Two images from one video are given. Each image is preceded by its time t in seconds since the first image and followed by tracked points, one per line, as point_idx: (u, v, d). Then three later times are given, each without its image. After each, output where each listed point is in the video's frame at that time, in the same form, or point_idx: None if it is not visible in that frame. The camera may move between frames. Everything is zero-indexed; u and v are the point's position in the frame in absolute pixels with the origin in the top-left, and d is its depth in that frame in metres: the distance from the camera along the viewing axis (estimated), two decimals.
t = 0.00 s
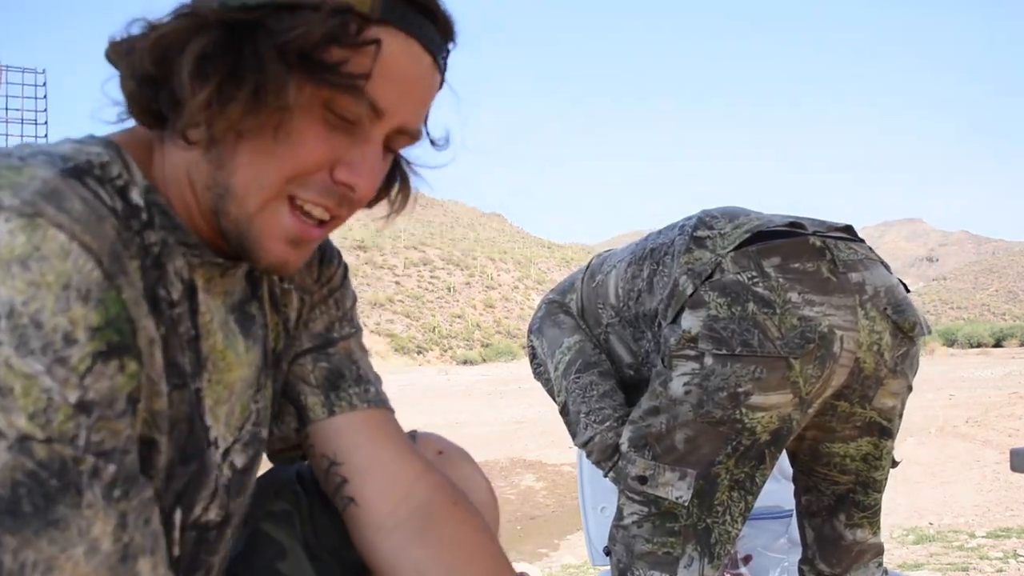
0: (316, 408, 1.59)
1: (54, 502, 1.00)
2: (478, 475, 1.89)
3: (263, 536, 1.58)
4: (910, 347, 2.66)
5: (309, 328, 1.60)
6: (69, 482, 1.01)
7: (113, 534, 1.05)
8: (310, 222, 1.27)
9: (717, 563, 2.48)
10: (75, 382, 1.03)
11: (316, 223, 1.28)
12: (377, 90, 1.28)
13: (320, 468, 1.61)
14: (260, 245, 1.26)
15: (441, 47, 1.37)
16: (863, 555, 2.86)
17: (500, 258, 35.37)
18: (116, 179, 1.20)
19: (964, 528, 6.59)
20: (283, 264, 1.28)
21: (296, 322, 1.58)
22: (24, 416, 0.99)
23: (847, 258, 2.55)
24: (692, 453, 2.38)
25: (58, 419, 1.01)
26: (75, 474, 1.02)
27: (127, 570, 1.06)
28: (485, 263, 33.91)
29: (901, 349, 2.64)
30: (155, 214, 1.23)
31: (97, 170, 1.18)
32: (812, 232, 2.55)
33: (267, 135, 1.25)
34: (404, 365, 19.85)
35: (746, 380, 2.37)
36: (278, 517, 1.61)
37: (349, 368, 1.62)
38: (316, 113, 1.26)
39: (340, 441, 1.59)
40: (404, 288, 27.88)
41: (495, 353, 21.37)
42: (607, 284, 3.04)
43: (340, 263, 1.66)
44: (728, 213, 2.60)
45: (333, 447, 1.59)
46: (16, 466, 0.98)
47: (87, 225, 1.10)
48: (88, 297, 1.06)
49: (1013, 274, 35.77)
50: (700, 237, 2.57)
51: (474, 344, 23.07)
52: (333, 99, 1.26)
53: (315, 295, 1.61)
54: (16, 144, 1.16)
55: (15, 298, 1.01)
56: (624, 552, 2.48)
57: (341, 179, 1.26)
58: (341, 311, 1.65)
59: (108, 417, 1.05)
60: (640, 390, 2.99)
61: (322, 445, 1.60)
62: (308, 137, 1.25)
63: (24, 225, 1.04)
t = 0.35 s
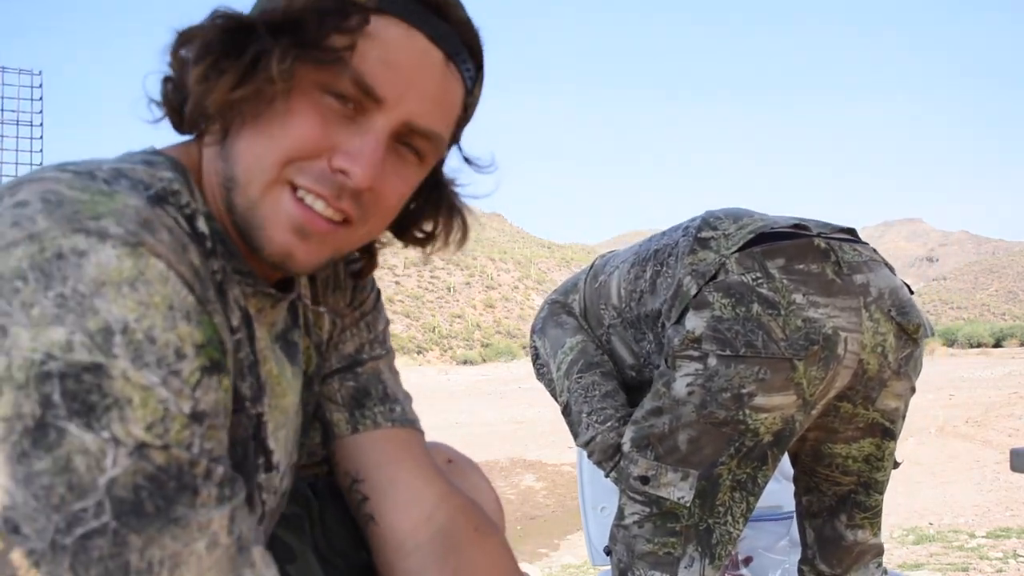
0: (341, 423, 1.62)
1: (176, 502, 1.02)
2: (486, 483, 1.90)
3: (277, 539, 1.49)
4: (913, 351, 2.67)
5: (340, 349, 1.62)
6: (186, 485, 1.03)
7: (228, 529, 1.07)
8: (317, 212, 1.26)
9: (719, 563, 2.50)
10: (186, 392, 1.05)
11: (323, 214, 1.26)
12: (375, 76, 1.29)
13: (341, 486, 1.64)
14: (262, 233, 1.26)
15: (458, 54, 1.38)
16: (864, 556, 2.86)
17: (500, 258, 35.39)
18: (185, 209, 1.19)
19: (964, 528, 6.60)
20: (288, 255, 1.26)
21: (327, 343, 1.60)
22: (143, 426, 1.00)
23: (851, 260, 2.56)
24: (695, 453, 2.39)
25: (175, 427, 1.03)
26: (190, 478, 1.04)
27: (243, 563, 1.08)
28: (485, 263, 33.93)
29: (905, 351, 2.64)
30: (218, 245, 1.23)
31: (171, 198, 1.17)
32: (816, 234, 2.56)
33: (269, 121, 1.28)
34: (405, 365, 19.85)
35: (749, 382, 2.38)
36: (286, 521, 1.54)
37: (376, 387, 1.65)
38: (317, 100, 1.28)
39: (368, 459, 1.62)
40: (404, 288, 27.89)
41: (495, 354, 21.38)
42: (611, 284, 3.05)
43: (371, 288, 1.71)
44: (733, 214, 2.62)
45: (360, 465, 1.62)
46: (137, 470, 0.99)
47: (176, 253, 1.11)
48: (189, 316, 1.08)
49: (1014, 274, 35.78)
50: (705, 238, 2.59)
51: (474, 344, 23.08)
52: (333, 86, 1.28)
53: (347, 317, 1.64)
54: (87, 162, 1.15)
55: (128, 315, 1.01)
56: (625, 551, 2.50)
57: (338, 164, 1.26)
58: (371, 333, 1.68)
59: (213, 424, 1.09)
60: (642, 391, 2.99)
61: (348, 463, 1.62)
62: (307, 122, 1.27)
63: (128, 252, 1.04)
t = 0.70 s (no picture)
0: (334, 421, 1.62)
1: (156, 426, 1.02)
2: (486, 480, 1.90)
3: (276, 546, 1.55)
4: (912, 342, 2.67)
5: (326, 354, 1.64)
6: (166, 411, 1.04)
7: (213, 452, 1.06)
8: (295, 184, 1.31)
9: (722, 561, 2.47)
10: (161, 324, 1.09)
11: (302, 187, 1.31)
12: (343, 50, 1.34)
13: (334, 488, 1.64)
14: (245, 211, 1.31)
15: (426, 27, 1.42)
16: (864, 552, 2.85)
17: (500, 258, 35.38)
18: (162, 189, 1.23)
19: (964, 527, 6.59)
20: (274, 229, 1.32)
21: (311, 348, 1.61)
22: (115, 352, 1.03)
23: (850, 253, 2.55)
24: (699, 450, 2.38)
25: (151, 356, 1.06)
26: (170, 405, 1.05)
27: (235, 482, 1.06)
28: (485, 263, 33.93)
29: (905, 343, 2.64)
30: (196, 225, 1.25)
31: (147, 177, 1.22)
32: (814, 229, 2.55)
33: (245, 104, 1.34)
34: (405, 365, 19.85)
35: (752, 377, 2.38)
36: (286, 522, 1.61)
37: (366, 387, 1.66)
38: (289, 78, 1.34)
39: (361, 450, 1.63)
40: (404, 288, 27.88)
41: (495, 353, 21.37)
42: (607, 284, 3.05)
43: (354, 299, 1.72)
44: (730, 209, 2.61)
45: (353, 457, 1.62)
46: (115, 398, 1.01)
47: (150, 211, 1.18)
48: (160, 260, 1.14)
49: (1014, 274, 35.77)
50: (703, 235, 2.58)
51: (474, 344, 23.07)
52: (301, 63, 1.34)
53: (331, 325, 1.65)
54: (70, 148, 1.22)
55: (98, 255, 1.07)
56: (629, 550, 2.48)
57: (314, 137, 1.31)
58: (357, 339, 1.70)
59: (191, 359, 1.11)
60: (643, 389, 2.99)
61: (340, 458, 1.63)
62: (281, 101, 1.33)
63: (98, 205, 1.12)
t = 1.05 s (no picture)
0: (294, 397, 1.58)
1: (106, 418, 1.00)
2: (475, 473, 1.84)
3: (268, 541, 1.53)
4: (910, 334, 2.62)
5: (277, 334, 1.60)
6: (114, 406, 1.01)
7: (163, 439, 1.04)
8: (236, 140, 1.27)
9: (724, 558, 2.40)
10: (108, 317, 1.05)
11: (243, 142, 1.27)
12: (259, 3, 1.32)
13: (294, 466, 1.59)
14: (189, 174, 1.25)
15: None
16: (869, 547, 2.80)
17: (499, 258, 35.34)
18: (109, 173, 1.18)
19: (964, 527, 6.55)
20: (221, 189, 1.26)
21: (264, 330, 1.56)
22: (64, 346, 0.99)
23: (842, 247, 2.50)
24: (695, 448, 2.35)
25: (98, 351, 1.03)
26: (118, 399, 1.02)
27: (183, 471, 1.05)
28: (484, 262, 33.89)
29: (900, 335, 2.60)
30: (145, 206, 1.21)
31: (92, 163, 1.17)
32: (806, 223, 2.50)
33: (173, 75, 1.30)
34: (404, 365, 19.81)
35: (747, 372, 2.33)
36: (278, 520, 1.57)
37: (319, 363, 1.63)
38: (211, 41, 1.31)
39: (321, 422, 1.59)
40: (404, 287, 27.83)
41: (495, 353, 21.32)
42: (605, 283, 3.00)
43: (296, 286, 1.66)
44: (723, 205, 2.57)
45: (316, 428, 1.59)
46: (64, 393, 0.97)
47: (99, 196, 1.11)
48: (110, 248, 1.08)
49: (1014, 274, 35.73)
50: (696, 231, 2.55)
51: (474, 344, 23.03)
52: (221, 22, 1.31)
53: (280, 306, 1.60)
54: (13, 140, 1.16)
55: (47, 248, 1.02)
56: (630, 549, 2.44)
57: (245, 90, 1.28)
58: (302, 318, 1.66)
59: (139, 350, 1.08)
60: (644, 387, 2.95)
61: (302, 431, 1.58)
62: (207, 63, 1.30)
63: (44, 193, 1.06)
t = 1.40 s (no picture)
0: (278, 402, 1.61)
1: (44, 408, 0.96)
2: (474, 478, 1.87)
3: (267, 540, 1.54)
4: (905, 333, 2.64)
5: (260, 341, 1.63)
6: (58, 393, 0.98)
7: (97, 439, 1.00)
8: (227, 130, 1.28)
9: (720, 557, 2.41)
10: (59, 308, 1.02)
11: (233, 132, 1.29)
12: None
13: (281, 471, 1.60)
14: (182, 163, 1.26)
15: None
16: (866, 546, 2.80)
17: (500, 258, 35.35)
18: (92, 167, 1.22)
19: (963, 528, 6.57)
20: (212, 176, 1.28)
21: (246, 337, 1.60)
22: (14, 333, 0.97)
23: (837, 246, 2.52)
24: (689, 445, 2.37)
25: (43, 340, 0.99)
26: (64, 384, 0.99)
27: (111, 472, 1.01)
28: (485, 262, 33.91)
29: (895, 334, 2.60)
30: (127, 198, 1.24)
31: (76, 157, 1.21)
32: (802, 222, 2.52)
33: (161, 72, 1.31)
34: (405, 365, 19.82)
35: (738, 369, 2.36)
36: (278, 521, 1.58)
37: (303, 368, 1.66)
38: (195, 37, 1.33)
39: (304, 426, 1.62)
40: (404, 287, 27.86)
41: (495, 353, 21.34)
42: (607, 282, 3.02)
43: (278, 294, 1.70)
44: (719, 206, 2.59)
45: (301, 432, 1.61)
46: (8, 377, 0.95)
47: (73, 185, 1.12)
48: (73, 238, 1.07)
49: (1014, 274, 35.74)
50: (693, 231, 2.58)
51: (474, 344, 23.04)
52: (205, 18, 1.33)
53: (260, 315, 1.63)
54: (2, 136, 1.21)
55: (9, 233, 1.02)
56: (630, 549, 2.48)
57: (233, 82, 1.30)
58: (286, 327, 1.69)
59: (88, 342, 1.03)
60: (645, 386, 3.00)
61: (288, 435, 1.61)
62: (194, 58, 1.31)
63: (15, 178, 1.07)
